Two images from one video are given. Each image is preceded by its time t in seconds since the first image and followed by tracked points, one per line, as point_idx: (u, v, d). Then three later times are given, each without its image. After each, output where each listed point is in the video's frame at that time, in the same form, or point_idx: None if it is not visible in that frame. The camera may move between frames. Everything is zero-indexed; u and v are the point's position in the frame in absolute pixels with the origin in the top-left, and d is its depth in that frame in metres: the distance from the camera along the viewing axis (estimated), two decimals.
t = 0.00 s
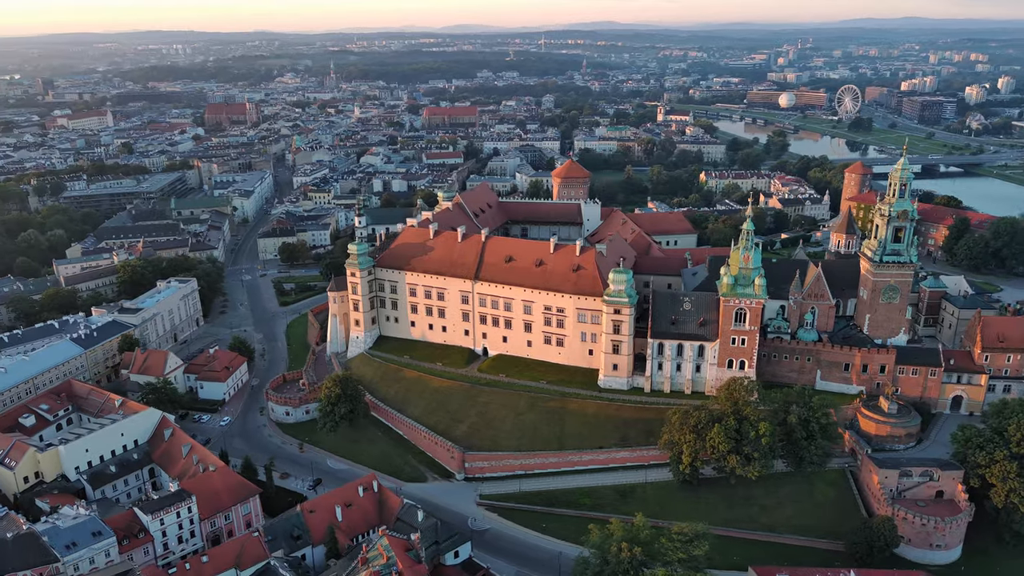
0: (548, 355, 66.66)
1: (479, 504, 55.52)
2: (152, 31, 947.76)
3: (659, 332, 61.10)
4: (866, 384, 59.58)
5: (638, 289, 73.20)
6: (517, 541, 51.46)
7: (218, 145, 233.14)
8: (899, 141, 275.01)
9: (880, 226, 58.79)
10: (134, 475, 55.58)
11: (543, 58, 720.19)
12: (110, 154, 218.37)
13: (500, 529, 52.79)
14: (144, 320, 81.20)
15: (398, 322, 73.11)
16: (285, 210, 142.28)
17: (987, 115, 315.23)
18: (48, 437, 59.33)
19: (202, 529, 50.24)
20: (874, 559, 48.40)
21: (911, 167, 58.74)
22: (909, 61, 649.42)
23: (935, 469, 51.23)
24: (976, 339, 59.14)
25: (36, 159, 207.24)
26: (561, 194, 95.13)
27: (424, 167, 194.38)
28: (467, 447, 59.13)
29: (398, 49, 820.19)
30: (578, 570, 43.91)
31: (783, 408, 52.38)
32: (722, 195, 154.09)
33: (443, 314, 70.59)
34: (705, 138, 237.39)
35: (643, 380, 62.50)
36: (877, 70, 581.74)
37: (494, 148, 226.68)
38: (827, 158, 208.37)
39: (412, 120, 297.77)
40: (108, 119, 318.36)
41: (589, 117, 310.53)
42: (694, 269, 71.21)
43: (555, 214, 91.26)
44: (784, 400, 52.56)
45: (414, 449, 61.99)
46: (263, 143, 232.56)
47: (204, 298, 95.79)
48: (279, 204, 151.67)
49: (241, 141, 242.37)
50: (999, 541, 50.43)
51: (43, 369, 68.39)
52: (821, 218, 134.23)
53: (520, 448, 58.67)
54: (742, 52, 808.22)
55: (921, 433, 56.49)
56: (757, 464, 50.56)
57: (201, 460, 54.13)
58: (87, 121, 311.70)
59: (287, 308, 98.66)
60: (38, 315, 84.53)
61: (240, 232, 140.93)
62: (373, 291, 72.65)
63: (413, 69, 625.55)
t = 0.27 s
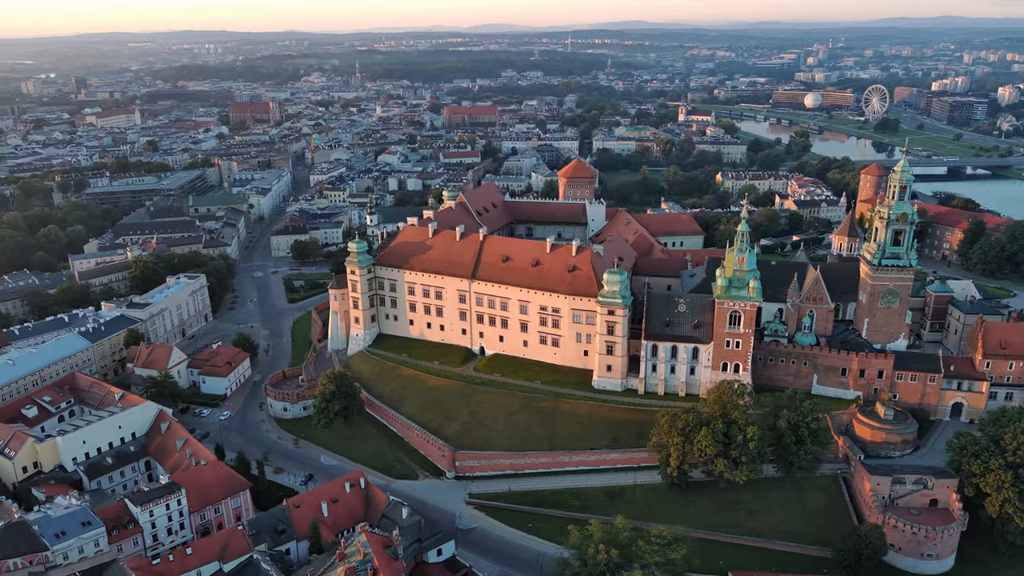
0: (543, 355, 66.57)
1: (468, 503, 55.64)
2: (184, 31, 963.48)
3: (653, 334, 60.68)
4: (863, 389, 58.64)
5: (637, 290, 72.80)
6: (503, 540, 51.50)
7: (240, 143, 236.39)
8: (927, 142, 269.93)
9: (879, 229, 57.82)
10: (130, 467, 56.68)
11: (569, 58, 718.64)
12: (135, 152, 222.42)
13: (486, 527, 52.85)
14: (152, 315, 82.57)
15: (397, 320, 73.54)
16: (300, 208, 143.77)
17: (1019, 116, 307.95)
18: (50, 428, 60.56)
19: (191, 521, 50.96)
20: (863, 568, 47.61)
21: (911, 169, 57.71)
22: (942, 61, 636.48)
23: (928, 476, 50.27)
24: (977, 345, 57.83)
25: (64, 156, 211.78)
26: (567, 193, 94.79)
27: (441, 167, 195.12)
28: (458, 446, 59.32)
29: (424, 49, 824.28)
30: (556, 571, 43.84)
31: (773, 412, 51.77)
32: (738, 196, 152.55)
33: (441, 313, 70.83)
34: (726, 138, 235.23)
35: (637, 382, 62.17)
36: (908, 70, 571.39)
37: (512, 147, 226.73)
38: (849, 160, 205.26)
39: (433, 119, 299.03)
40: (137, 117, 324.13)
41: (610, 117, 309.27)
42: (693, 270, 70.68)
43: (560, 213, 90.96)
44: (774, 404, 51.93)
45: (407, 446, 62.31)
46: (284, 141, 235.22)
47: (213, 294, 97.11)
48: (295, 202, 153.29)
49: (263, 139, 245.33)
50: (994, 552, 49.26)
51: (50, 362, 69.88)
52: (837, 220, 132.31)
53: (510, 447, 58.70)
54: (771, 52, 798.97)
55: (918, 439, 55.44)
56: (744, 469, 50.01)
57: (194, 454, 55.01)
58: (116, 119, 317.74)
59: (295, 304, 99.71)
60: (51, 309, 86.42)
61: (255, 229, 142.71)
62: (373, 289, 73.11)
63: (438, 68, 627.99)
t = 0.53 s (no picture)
0: (538, 355, 66.50)
1: (456, 501, 55.82)
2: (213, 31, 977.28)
3: (646, 335, 60.27)
4: (859, 395, 57.73)
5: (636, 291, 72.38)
6: (488, 539, 51.59)
7: (261, 141, 239.20)
8: (954, 144, 264.60)
9: (877, 232, 56.82)
10: (127, 459, 57.71)
11: (593, 57, 716.09)
12: (158, 149, 226.19)
13: (472, 526, 52.99)
14: (159, 311, 83.88)
15: (396, 318, 73.89)
16: (314, 207, 145.12)
17: None
18: (52, 420, 61.93)
19: (182, 514, 51.71)
20: None
21: (911, 172, 56.63)
22: (975, 61, 623.12)
23: (921, 485, 49.38)
24: (978, 351, 56.68)
25: (89, 153, 215.93)
26: (573, 194, 94.48)
27: (457, 166, 195.69)
28: (449, 444, 59.50)
29: (449, 48, 827.32)
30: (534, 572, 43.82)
31: (762, 417, 51.19)
32: (753, 198, 150.94)
33: (439, 312, 71.05)
34: (746, 139, 232.81)
35: (630, 384, 61.82)
36: (939, 70, 560.40)
37: (529, 147, 226.69)
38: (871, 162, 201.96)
39: (453, 118, 299.90)
40: (163, 116, 329.52)
41: (630, 117, 307.75)
42: (693, 272, 70.10)
43: (564, 213, 90.77)
44: (763, 408, 51.36)
45: (400, 444, 62.66)
46: (304, 140, 237.53)
47: (222, 290, 98.36)
48: (309, 200, 154.87)
49: (283, 138, 248.09)
50: (986, 563, 48.31)
51: (56, 355, 71.36)
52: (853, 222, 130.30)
53: (501, 447, 58.76)
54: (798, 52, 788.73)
55: (913, 447, 54.48)
56: (731, 473, 49.52)
57: (187, 448, 55.82)
58: (142, 117, 323.36)
59: (303, 301, 100.70)
60: (63, 303, 88.30)
61: (269, 227, 144.38)
62: (372, 287, 73.56)
63: (462, 68, 629.53)
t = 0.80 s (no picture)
0: (534, 355, 66.45)
1: (444, 500, 56.00)
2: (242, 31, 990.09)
3: (640, 337, 59.91)
4: (855, 400, 56.86)
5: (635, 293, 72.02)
6: (473, 539, 51.68)
7: (281, 140, 241.86)
8: (982, 145, 258.98)
9: (874, 235, 56.00)
10: (124, 451, 58.74)
11: (617, 57, 712.82)
12: (181, 147, 229.77)
13: (459, 525, 53.11)
14: (167, 306, 85.20)
15: (395, 316, 74.34)
16: (328, 205, 146.45)
17: None
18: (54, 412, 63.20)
19: (173, 506, 52.47)
20: None
21: (909, 174, 55.90)
22: (1010, 61, 608.91)
23: (912, 493, 48.48)
24: (978, 358, 55.46)
25: (113, 151, 220.01)
26: (578, 194, 94.24)
27: (473, 165, 196.15)
28: (440, 443, 59.66)
29: (473, 48, 828.97)
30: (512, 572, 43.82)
31: (750, 421, 50.62)
32: (769, 199, 149.26)
33: (436, 311, 71.28)
34: (766, 140, 230.18)
35: (624, 385, 61.49)
36: (972, 70, 548.64)
37: (547, 147, 226.44)
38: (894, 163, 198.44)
39: (472, 118, 300.62)
40: (188, 115, 334.79)
41: (650, 118, 305.94)
42: (691, 274, 69.55)
43: (569, 213, 90.58)
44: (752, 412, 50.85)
45: (393, 441, 62.98)
46: (323, 139, 239.72)
47: (230, 287, 99.63)
48: (324, 198, 156.25)
49: (303, 136, 250.60)
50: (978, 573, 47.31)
51: (63, 348, 72.82)
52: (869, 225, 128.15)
53: (491, 447, 58.80)
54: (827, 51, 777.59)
55: (908, 454, 53.52)
56: (718, 477, 49.04)
57: (181, 442, 56.66)
58: (168, 116, 328.86)
59: (310, 298, 101.65)
60: (75, 298, 90.14)
61: (284, 225, 146.00)
62: (372, 286, 74.05)
63: (485, 67, 630.61)
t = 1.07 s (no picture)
0: (529, 355, 66.35)
1: (433, 498, 56.16)
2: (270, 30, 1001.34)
3: (633, 338, 59.53)
4: (850, 406, 55.96)
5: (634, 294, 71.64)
6: (458, 538, 51.79)
7: (301, 138, 244.30)
8: (1012, 147, 253.11)
9: (871, 238, 55.04)
10: (121, 444, 59.77)
11: (642, 57, 708.77)
12: (203, 146, 233.16)
13: (446, 524, 53.24)
14: (174, 302, 86.51)
15: (394, 315, 74.67)
16: (341, 203, 147.57)
17: None
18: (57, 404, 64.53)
19: (164, 499, 53.26)
20: None
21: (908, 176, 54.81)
22: None
23: (902, 501, 47.62)
24: (977, 364, 54.32)
25: (137, 149, 224.07)
26: (583, 194, 94.01)
27: (489, 165, 196.45)
28: (432, 442, 59.86)
29: (497, 48, 830.03)
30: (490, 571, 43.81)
31: (738, 425, 50.07)
32: (784, 201, 147.48)
33: (434, 310, 71.48)
34: (787, 140, 227.36)
35: (617, 387, 61.16)
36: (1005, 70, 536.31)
37: (564, 147, 225.95)
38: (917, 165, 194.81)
39: (492, 118, 300.96)
40: (213, 114, 339.62)
41: (671, 118, 303.60)
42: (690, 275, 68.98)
43: (573, 213, 90.34)
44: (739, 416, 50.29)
45: (386, 439, 63.31)
46: (343, 137, 241.69)
47: (239, 283, 100.90)
48: (339, 196, 157.53)
49: (323, 135, 252.86)
50: None
51: (70, 342, 74.27)
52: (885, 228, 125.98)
53: (482, 446, 58.85)
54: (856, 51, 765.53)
55: (903, 461, 52.60)
56: (703, 480, 48.56)
57: (176, 436, 57.51)
58: (193, 114, 333.97)
59: (318, 296, 102.58)
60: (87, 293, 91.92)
61: (298, 223, 147.49)
62: (371, 284, 74.48)
63: (509, 67, 630.70)
